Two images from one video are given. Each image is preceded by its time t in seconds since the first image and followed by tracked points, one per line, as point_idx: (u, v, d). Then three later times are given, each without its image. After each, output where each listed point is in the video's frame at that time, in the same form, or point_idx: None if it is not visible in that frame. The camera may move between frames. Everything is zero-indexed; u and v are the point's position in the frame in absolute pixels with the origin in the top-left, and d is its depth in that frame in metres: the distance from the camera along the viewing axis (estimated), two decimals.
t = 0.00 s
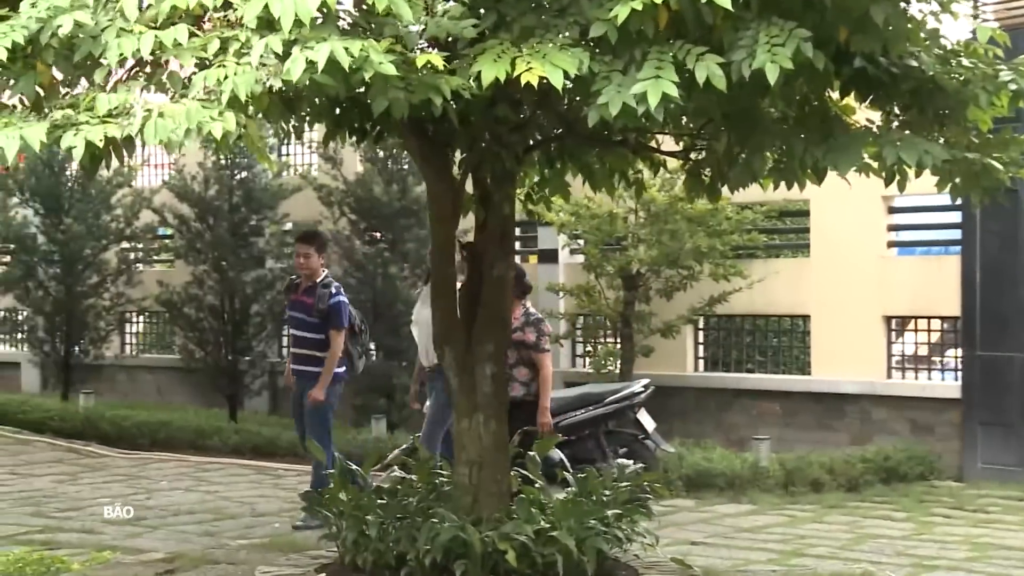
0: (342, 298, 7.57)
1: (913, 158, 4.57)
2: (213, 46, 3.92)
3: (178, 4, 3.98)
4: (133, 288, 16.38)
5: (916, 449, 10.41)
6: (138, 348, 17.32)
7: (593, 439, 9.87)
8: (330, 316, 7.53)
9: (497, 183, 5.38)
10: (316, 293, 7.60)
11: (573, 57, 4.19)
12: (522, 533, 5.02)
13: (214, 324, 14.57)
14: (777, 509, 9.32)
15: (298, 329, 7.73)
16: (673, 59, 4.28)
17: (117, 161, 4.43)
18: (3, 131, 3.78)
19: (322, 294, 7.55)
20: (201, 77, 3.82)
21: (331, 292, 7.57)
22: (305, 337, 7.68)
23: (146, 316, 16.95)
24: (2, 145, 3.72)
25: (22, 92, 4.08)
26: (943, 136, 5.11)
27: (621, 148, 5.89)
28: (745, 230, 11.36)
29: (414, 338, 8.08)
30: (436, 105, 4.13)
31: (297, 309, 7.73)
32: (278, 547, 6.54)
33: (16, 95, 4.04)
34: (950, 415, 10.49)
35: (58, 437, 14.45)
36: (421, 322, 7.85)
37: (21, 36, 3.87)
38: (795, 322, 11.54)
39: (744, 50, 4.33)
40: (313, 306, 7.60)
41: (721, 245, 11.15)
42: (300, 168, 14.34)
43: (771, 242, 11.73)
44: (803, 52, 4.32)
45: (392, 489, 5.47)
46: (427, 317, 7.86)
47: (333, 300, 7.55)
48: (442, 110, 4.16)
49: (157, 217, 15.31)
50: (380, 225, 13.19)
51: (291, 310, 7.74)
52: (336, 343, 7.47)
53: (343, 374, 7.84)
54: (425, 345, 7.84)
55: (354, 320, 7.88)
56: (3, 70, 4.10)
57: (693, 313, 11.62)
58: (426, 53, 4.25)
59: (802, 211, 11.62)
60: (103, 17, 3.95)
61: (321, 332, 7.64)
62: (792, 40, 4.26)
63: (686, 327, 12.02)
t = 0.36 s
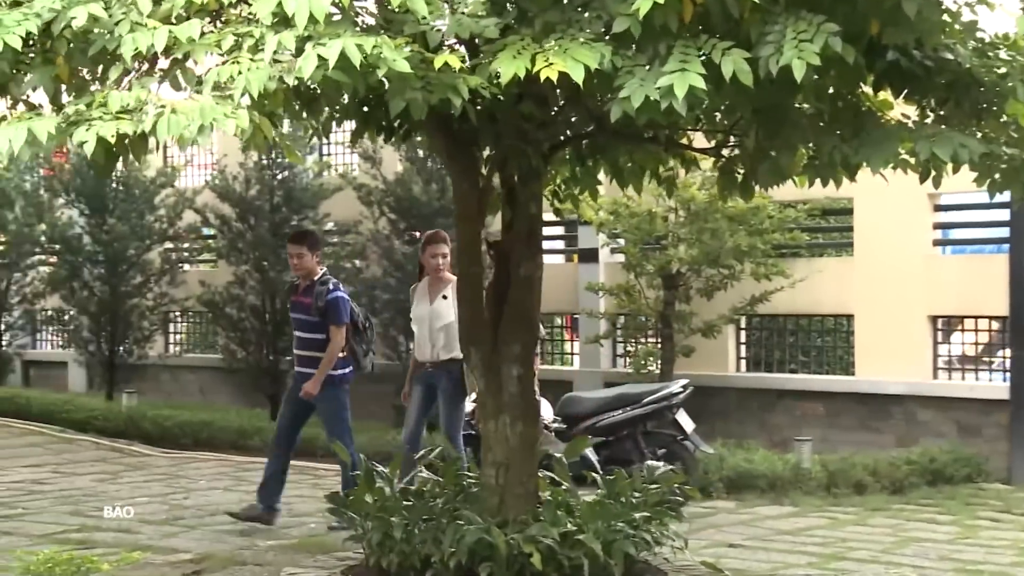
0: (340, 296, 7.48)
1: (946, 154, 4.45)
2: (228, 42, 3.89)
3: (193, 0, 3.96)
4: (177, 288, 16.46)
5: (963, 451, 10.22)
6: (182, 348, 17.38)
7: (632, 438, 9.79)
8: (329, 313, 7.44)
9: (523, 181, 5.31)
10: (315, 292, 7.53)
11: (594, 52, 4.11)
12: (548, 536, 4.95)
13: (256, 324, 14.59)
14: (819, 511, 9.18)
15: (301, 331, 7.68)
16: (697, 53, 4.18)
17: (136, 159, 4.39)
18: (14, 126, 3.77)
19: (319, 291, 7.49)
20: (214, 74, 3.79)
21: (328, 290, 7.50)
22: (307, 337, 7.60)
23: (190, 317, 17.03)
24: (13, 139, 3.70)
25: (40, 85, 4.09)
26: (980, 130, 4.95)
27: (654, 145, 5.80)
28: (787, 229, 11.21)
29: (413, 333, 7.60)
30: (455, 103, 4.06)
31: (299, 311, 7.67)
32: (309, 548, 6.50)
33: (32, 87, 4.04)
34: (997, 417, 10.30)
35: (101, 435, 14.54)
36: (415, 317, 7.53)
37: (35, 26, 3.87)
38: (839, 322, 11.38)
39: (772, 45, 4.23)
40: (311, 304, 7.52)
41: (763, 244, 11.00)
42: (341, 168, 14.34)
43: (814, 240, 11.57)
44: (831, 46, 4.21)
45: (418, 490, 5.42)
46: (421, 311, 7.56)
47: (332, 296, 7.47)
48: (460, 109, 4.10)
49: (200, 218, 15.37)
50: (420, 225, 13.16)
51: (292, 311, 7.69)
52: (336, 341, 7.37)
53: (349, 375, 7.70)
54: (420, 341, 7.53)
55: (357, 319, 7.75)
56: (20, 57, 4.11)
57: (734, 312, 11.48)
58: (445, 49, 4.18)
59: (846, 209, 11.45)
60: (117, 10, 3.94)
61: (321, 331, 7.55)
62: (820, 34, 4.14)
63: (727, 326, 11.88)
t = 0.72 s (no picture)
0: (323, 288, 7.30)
1: (977, 151, 4.32)
2: (239, 35, 3.84)
3: None
4: (219, 288, 16.51)
5: (1010, 454, 10.01)
6: (225, 348, 17.44)
7: (669, 441, 9.28)
8: (311, 307, 7.22)
9: (548, 179, 5.22)
10: (296, 288, 7.29)
11: (613, 48, 4.02)
12: (571, 541, 4.86)
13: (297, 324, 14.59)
14: (861, 515, 9.01)
15: (279, 335, 7.37)
16: (719, 47, 4.08)
17: (154, 156, 4.35)
18: (22, 111, 3.78)
19: (303, 286, 7.26)
20: (223, 68, 3.74)
21: (309, 284, 7.29)
22: (292, 338, 7.32)
23: (233, 318, 17.08)
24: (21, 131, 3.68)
25: (54, 74, 4.18)
26: (1016, 127, 4.69)
27: (684, 143, 5.70)
28: (829, 228, 11.03)
29: (403, 338, 7.24)
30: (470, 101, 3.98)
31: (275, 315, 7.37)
32: (336, 550, 6.45)
33: (38, 76, 4.08)
34: None
35: (142, 435, 14.59)
36: (408, 320, 7.23)
37: (44, 15, 3.79)
38: (882, 322, 11.21)
39: (797, 39, 4.11)
40: (295, 301, 7.27)
41: (804, 244, 10.80)
42: (380, 169, 14.31)
43: (858, 239, 11.39)
44: (858, 40, 4.09)
45: (441, 494, 5.35)
46: (413, 314, 7.25)
47: (311, 290, 7.24)
48: (477, 107, 4.01)
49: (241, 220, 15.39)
50: (460, 225, 13.10)
51: (268, 316, 7.37)
52: (326, 334, 7.18)
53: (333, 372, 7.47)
54: (411, 345, 7.20)
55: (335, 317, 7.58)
56: (33, 47, 4.18)
57: (775, 313, 11.32)
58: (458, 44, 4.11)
59: (890, 208, 11.26)
60: (128, 1, 3.89)
61: (306, 329, 7.30)
62: (846, 27, 4.02)
63: (768, 327, 11.73)
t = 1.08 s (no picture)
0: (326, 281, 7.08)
1: (1019, 145, 4.17)
2: (255, 31, 3.82)
3: None
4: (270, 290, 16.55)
5: None
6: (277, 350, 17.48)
7: (715, 445, 8.85)
8: (317, 300, 7.01)
9: (579, 177, 5.13)
10: (299, 282, 7.05)
11: (638, 43, 3.93)
12: (601, 546, 4.77)
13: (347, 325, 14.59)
14: (913, 520, 8.82)
15: (280, 331, 7.11)
16: (747, 40, 3.97)
17: (178, 153, 4.30)
18: (38, 110, 3.77)
19: (306, 279, 7.03)
20: (238, 64, 3.70)
21: (312, 277, 7.06)
22: (292, 333, 7.05)
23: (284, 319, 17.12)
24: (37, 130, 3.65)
25: (74, 75, 4.16)
26: None
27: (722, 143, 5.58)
28: (882, 227, 10.82)
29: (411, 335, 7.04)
30: (491, 96, 3.90)
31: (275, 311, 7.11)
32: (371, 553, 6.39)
33: (59, 76, 4.08)
34: None
35: (193, 436, 14.66)
36: (415, 317, 7.00)
37: (58, 9, 3.87)
38: (938, 324, 10.98)
39: (828, 30, 4.00)
40: (299, 295, 7.02)
41: (856, 244, 10.56)
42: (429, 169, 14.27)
43: (912, 238, 11.16)
44: (891, 30, 3.97)
45: (472, 498, 5.29)
46: (420, 310, 7.01)
47: (317, 284, 7.04)
48: (499, 103, 3.94)
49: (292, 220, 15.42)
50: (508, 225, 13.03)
51: (269, 312, 7.10)
52: (330, 327, 6.96)
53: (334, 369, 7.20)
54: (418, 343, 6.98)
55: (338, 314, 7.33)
56: (53, 46, 4.18)
57: (827, 313, 11.13)
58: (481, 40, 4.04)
59: (945, 206, 11.03)
60: None
61: (308, 323, 7.05)
62: (879, 16, 3.90)
63: (820, 328, 11.54)
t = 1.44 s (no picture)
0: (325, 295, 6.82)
1: None
2: (263, 28, 3.78)
3: None
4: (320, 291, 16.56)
5: None
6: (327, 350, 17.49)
7: (761, 446, 8.66)
8: (314, 315, 6.75)
9: (607, 175, 5.02)
10: (296, 293, 6.78)
11: (656, 37, 3.82)
12: (626, 552, 4.66)
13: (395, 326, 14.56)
14: (966, 525, 8.60)
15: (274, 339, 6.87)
16: (769, 32, 3.85)
17: (193, 152, 4.25)
18: (43, 111, 3.75)
19: (304, 292, 6.76)
20: (245, 62, 3.65)
21: (310, 289, 6.79)
22: (285, 343, 6.82)
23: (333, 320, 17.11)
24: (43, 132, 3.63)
25: (89, 75, 4.14)
26: None
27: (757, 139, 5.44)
28: (936, 226, 10.58)
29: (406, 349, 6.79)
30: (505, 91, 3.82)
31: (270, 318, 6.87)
32: (404, 556, 6.32)
33: (71, 76, 4.07)
34: None
35: (243, 437, 14.69)
36: (409, 329, 6.75)
37: (67, 16, 3.82)
38: (994, 325, 10.73)
39: (854, 20, 3.86)
40: (296, 307, 6.76)
41: (908, 243, 10.33)
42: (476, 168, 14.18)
43: (967, 237, 10.91)
44: (919, 21, 3.83)
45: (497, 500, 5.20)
46: (414, 323, 6.77)
47: (315, 298, 6.79)
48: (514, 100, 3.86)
49: (340, 221, 15.42)
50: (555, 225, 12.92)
51: (264, 318, 6.87)
52: (331, 344, 6.75)
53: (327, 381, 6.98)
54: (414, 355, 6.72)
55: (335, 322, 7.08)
56: (69, 46, 4.15)
57: (878, 313, 10.91)
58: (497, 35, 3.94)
59: (1001, 204, 10.76)
60: None
61: (302, 336, 6.81)
62: (906, 4, 3.76)
63: (871, 329, 11.32)
